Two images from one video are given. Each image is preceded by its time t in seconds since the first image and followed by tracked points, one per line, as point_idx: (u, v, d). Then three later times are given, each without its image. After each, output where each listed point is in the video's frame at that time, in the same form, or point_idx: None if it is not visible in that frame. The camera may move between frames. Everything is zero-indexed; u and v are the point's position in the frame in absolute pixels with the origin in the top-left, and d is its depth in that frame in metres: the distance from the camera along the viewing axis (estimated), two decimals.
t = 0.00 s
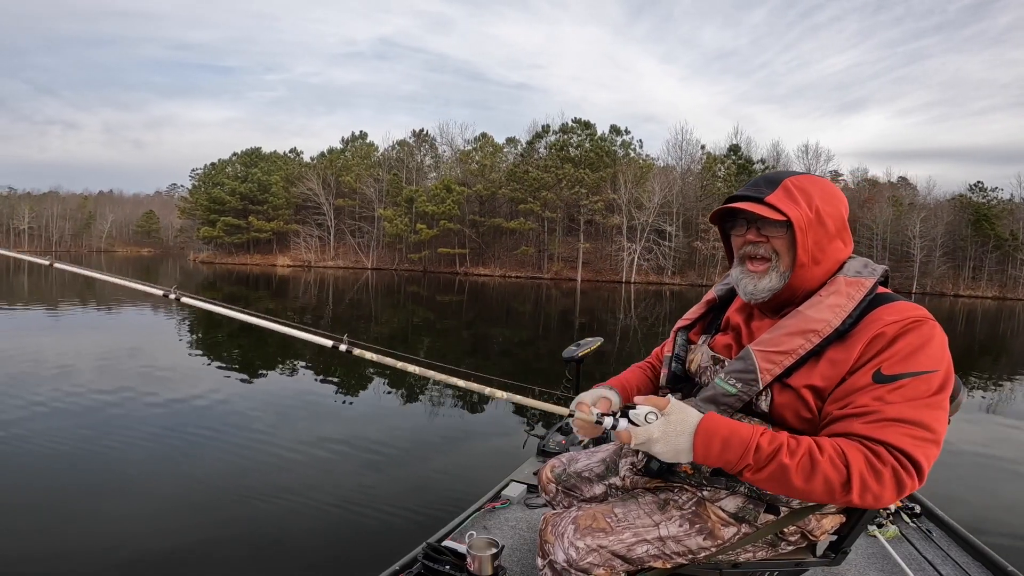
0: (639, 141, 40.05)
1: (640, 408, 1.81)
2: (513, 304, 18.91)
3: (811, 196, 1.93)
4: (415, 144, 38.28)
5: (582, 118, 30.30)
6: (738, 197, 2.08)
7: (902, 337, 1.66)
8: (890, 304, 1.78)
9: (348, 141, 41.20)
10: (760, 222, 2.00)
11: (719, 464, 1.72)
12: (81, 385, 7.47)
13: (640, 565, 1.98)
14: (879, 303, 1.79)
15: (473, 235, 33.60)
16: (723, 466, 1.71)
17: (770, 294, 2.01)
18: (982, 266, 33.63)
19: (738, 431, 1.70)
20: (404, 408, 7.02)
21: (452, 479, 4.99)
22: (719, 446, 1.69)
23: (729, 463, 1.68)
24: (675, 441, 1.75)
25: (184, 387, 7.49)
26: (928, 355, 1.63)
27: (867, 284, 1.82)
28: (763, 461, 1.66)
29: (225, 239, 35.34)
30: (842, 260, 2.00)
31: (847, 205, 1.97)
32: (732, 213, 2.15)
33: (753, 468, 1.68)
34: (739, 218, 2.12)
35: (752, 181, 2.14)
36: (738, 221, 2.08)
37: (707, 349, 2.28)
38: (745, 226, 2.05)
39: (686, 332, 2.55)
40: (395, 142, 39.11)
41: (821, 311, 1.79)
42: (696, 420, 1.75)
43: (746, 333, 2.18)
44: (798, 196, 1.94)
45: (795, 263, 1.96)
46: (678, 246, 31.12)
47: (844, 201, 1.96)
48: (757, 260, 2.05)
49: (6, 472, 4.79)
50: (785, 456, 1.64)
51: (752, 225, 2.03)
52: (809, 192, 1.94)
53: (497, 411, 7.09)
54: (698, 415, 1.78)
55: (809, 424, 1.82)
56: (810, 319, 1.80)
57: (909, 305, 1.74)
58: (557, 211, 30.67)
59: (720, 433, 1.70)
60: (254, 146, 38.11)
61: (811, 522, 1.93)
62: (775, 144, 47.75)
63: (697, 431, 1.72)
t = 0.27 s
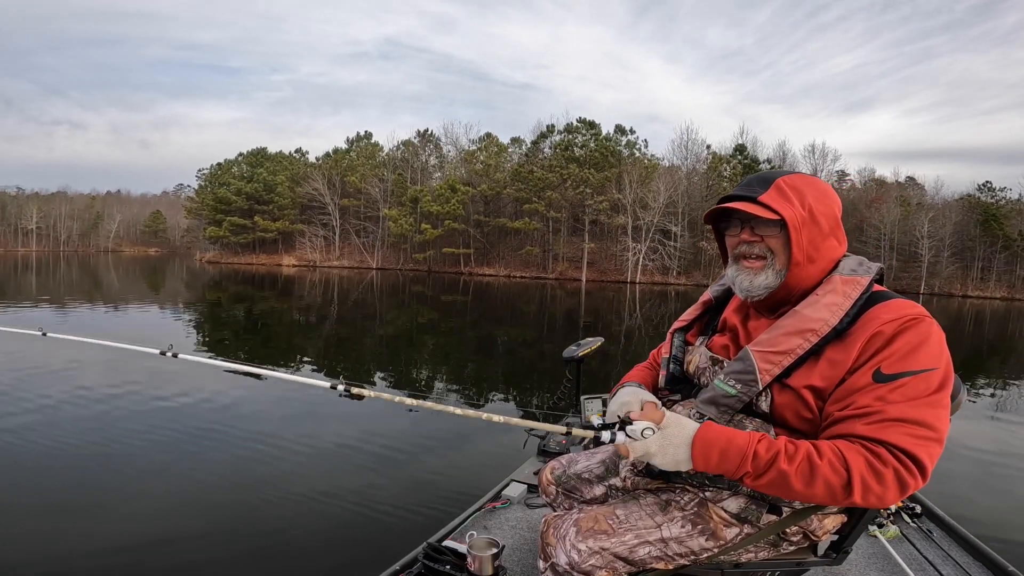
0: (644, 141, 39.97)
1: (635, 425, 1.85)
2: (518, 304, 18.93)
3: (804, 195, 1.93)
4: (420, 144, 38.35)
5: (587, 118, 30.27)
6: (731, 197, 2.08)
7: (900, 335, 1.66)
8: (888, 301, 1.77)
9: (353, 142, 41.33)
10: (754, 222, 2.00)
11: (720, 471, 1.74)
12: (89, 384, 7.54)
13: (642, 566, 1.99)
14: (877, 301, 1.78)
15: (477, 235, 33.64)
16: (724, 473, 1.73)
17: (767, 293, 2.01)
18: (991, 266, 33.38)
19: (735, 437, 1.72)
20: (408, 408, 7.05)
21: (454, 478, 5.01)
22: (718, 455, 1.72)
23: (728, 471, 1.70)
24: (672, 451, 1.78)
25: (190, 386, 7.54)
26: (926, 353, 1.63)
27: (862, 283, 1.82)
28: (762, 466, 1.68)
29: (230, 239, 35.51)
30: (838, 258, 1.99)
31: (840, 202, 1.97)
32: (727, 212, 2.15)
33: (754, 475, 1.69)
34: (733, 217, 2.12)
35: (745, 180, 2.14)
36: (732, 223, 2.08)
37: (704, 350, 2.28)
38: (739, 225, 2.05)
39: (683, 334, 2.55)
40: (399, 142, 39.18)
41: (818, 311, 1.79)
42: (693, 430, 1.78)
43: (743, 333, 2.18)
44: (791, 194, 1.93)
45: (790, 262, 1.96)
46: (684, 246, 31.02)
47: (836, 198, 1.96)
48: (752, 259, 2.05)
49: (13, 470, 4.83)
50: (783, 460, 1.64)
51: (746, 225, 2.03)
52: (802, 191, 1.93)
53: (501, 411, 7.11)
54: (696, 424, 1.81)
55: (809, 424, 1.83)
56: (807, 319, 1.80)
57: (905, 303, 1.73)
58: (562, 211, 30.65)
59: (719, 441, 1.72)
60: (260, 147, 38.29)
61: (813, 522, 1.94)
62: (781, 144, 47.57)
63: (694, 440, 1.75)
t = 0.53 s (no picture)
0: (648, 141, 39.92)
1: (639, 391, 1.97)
2: (522, 304, 18.94)
3: (798, 196, 1.94)
4: (424, 145, 38.42)
5: (591, 118, 30.22)
6: (727, 199, 2.09)
7: (891, 331, 1.67)
8: (881, 299, 1.78)
9: (357, 142, 41.44)
10: (749, 223, 2.01)
11: (708, 449, 1.78)
12: (95, 384, 7.60)
13: (643, 569, 2.00)
14: (870, 298, 1.79)
15: (481, 235, 33.67)
16: (712, 453, 1.78)
17: (763, 294, 2.02)
18: (998, 266, 33.17)
19: (725, 418, 1.76)
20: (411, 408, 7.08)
21: (456, 478, 5.03)
22: (709, 433, 1.77)
23: (716, 449, 1.75)
24: (668, 424, 1.86)
25: (195, 386, 7.60)
26: (917, 349, 1.63)
27: (857, 281, 1.82)
28: (748, 447, 1.71)
29: (236, 239, 35.67)
30: (833, 258, 2.00)
31: (835, 203, 1.97)
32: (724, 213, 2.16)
33: (740, 455, 1.73)
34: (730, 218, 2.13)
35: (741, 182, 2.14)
36: (728, 225, 2.08)
37: (703, 349, 2.30)
38: (734, 228, 2.05)
39: (682, 335, 2.56)
40: (403, 143, 39.24)
41: (812, 308, 1.80)
42: (688, 405, 1.85)
43: (741, 332, 2.19)
44: (784, 196, 1.94)
45: (785, 263, 1.97)
46: (688, 246, 30.95)
47: (831, 200, 1.96)
48: (748, 261, 2.05)
49: (19, 470, 4.88)
50: (768, 443, 1.67)
51: (741, 227, 2.04)
52: (796, 192, 1.94)
53: (505, 411, 7.13)
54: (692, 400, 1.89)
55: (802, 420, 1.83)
56: (801, 315, 1.80)
57: (900, 301, 1.74)
58: (566, 211, 30.65)
59: (710, 420, 1.77)
60: (265, 147, 38.46)
61: (812, 521, 1.95)
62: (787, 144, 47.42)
63: (689, 414, 1.82)
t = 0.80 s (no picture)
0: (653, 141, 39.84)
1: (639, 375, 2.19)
2: (527, 305, 18.95)
3: (796, 198, 1.94)
4: (428, 145, 38.45)
5: (595, 118, 30.17)
6: (728, 200, 2.10)
7: (882, 327, 1.67)
8: (876, 296, 1.78)
9: (362, 142, 41.55)
10: (748, 226, 2.02)
11: (696, 434, 1.80)
12: (102, 384, 7.67)
13: (644, 569, 2.01)
14: (865, 296, 1.79)
15: (486, 236, 33.70)
16: (698, 436, 1.80)
17: (762, 294, 2.04)
18: (1007, 267, 32.95)
19: (715, 402, 1.79)
20: (414, 407, 7.11)
21: (459, 477, 5.05)
22: (698, 416, 1.79)
23: (701, 433, 1.78)
24: (660, 408, 1.87)
25: (200, 386, 7.66)
26: (906, 346, 1.63)
27: (853, 279, 1.82)
28: (733, 432, 1.73)
29: (241, 240, 35.84)
30: (831, 259, 2.00)
31: (834, 204, 1.97)
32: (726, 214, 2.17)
33: (725, 440, 1.75)
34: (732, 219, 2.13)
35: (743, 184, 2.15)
36: (728, 227, 2.08)
37: (703, 346, 2.32)
38: (733, 232, 2.06)
39: (686, 333, 2.57)
40: (408, 143, 39.29)
41: (806, 303, 1.81)
42: (682, 389, 1.87)
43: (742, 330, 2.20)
44: (782, 198, 1.95)
45: (783, 264, 1.98)
46: (693, 246, 30.86)
47: (830, 202, 1.97)
48: (749, 262, 2.06)
49: (26, 469, 4.93)
50: (752, 428, 1.69)
51: (741, 229, 2.04)
52: (794, 194, 1.94)
53: (509, 411, 7.15)
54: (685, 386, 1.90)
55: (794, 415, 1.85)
56: (794, 312, 1.82)
57: (894, 300, 1.73)
58: (571, 211, 30.65)
59: (701, 404, 1.80)
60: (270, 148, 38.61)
61: (810, 519, 1.96)
62: (793, 144, 47.21)
63: (680, 398, 1.84)
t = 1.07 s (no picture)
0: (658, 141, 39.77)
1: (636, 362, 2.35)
2: (532, 305, 18.95)
3: (796, 198, 1.96)
4: (433, 145, 38.50)
5: (600, 118, 30.13)
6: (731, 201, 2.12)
7: (875, 323, 1.68)
8: (871, 295, 1.78)
9: (367, 143, 41.65)
10: (750, 226, 2.03)
11: (686, 420, 1.82)
12: (109, 383, 7.73)
13: (644, 569, 2.03)
14: (861, 294, 1.80)
15: (490, 236, 33.74)
16: (686, 424, 1.82)
17: (763, 294, 2.05)
18: (1016, 267, 32.72)
19: (705, 392, 1.80)
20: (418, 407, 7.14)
21: (462, 477, 5.07)
22: (688, 402, 1.81)
23: (688, 421, 1.80)
24: (653, 395, 1.90)
25: (206, 385, 7.71)
26: (897, 344, 1.63)
27: (850, 278, 1.83)
28: (719, 421, 1.74)
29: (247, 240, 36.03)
30: (831, 258, 2.01)
31: (835, 206, 1.98)
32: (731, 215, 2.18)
33: (712, 428, 1.76)
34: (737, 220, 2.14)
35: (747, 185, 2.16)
36: (731, 227, 2.10)
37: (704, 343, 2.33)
38: (735, 232, 2.07)
39: (689, 330, 2.58)
40: (413, 143, 39.35)
41: (800, 300, 1.83)
42: (675, 376, 1.89)
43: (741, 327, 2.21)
44: (782, 198, 1.96)
45: (784, 264, 1.99)
46: (699, 247, 30.79)
47: (831, 203, 1.97)
48: (750, 262, 2.07)
49: (33, 468, 4.97)
50: (738, 416, 1.71)
51: (743, 229, 2.05)
52: (795, 194, 1.96)
53: (513, 411, 7.17)
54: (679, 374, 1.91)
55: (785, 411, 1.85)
56: (788, 307, 1.84)
57: (890, 298, 1.74)
58: (575, 211, 30.65)
59: (692, 391, 1.82)
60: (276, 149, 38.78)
61: (807, 517, 1.97)
62: (800, 143, 47.02)
63: (672, 387, 1.85)
